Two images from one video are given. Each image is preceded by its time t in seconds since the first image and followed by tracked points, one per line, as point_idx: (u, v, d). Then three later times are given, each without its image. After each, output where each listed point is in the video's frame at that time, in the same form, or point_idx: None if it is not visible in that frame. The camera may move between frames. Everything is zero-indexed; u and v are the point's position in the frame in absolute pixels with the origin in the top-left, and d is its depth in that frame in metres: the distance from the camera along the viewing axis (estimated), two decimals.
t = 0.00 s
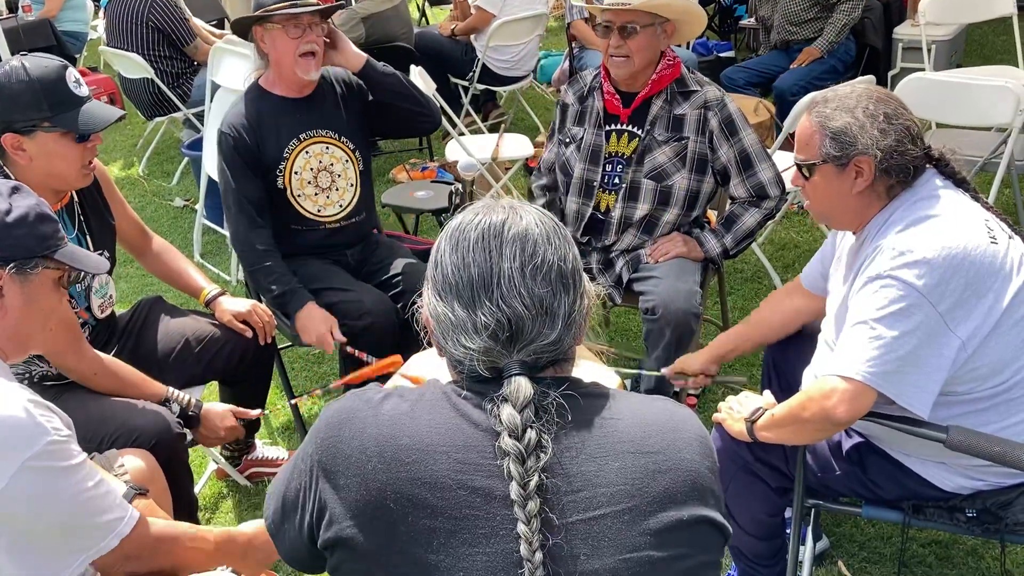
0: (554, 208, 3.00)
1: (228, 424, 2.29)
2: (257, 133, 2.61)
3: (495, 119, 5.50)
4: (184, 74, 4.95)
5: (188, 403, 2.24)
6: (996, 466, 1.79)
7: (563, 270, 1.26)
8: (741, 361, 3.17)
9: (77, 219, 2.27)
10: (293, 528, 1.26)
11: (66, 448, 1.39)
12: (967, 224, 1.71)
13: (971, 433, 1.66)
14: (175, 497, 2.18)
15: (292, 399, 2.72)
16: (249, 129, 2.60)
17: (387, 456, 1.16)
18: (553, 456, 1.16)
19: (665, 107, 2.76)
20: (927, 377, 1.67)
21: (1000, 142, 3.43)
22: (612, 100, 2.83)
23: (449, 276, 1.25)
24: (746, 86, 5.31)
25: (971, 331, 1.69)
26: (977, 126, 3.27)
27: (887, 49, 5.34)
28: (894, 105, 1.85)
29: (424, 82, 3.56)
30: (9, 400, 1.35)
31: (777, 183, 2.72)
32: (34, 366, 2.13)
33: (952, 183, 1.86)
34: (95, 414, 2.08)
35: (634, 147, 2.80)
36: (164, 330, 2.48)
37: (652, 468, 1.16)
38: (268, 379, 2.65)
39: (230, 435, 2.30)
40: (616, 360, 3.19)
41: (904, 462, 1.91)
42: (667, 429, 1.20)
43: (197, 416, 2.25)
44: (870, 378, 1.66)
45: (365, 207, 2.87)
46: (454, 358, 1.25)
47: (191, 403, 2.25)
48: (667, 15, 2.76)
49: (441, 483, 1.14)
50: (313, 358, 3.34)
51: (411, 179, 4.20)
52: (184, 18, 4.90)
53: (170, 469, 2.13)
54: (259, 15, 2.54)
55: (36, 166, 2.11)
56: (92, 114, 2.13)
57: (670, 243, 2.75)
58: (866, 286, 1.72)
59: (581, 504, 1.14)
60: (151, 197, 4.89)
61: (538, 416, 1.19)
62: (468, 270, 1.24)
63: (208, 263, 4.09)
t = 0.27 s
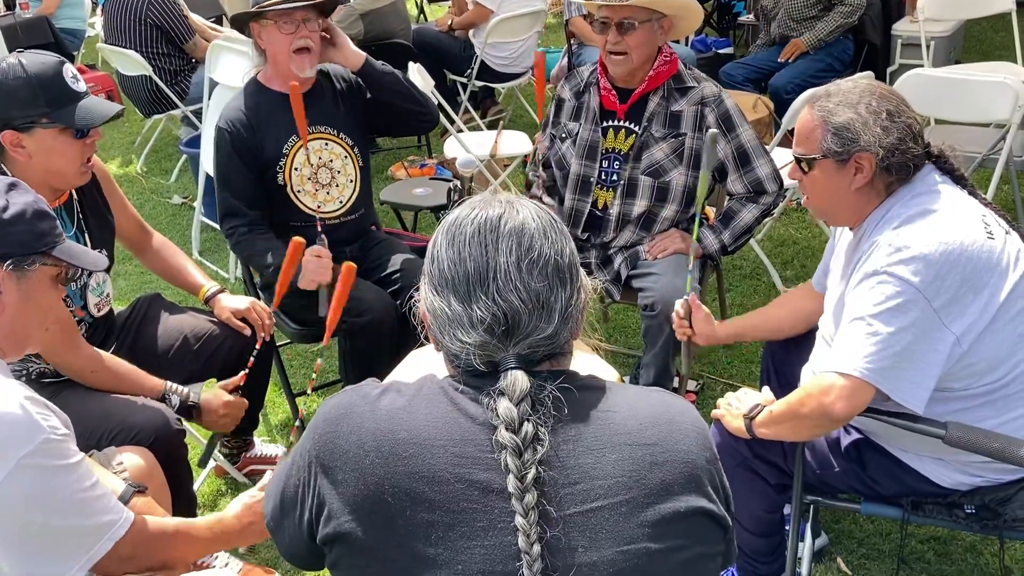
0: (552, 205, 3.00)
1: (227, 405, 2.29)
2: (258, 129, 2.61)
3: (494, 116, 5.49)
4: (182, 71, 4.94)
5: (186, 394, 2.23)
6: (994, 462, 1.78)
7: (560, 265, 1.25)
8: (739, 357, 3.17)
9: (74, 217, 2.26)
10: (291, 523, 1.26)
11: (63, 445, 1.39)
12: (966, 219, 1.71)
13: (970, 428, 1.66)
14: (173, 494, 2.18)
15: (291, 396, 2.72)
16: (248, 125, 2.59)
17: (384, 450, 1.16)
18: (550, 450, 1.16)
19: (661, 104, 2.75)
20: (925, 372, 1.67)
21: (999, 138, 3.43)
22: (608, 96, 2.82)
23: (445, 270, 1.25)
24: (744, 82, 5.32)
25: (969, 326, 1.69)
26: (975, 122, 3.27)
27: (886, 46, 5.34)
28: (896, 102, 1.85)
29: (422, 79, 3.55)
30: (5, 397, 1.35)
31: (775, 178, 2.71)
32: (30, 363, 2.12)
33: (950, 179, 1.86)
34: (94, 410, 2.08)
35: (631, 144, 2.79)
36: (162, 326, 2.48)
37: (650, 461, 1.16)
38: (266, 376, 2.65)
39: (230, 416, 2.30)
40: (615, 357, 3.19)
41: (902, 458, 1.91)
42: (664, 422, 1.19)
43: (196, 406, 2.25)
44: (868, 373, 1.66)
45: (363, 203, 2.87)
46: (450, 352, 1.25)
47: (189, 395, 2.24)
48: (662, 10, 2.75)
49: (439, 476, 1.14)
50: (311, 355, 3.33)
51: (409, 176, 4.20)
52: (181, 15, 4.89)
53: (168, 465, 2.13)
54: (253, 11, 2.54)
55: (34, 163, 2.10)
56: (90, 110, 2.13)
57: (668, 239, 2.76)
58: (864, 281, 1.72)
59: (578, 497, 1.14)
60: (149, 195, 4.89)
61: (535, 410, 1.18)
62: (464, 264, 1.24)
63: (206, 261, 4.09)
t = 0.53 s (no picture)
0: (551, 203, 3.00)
1: (222, 383, 2.30)
2: (256, 128, 2.60)
3: (492, 114, 5.50)
4: (181, 69, 4.94)
5: (182, 379, 2.25)
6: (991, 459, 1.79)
7: (558, 264, 1.26)
8: (738, 355, 3.18)
9: (74, 217, 2.26)
10: (290, 523, 1.26)
11: (61, 444, 1.39)
12: (963, 217, 1.72)
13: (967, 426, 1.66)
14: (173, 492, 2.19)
15: (290, 395, 2.72)
16: (246, 124, 2.60)
17: (382, 450, 1.16)
18: (548, 450, 1.17)
19: (659, 103, 2.75)
20: (922, 371, 1.67)
21: (997, 136, 3.43)
22: (605, 96, 2.83)
23: (443, 270, 1.25)
24: (742, 80, 5.35)
25: (966, 323, 1.69)
26: (973, 120, 3.27)
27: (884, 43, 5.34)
28: (892, 99, 1.84)
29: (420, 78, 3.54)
30: (4, 396, 1.35)
31: (773, 176, 2.71)
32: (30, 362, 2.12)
33: (950, 177, 1.87)
34: (93, 408, 2.08)
35: (629, 143, 2.80)
36: (160, 325, 2.48)
37: (647, 460, 1.17)
38: (265, 374, 2.65)
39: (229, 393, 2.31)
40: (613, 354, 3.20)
41: (899, 456, 1.92)
42: (662, 421, 1.20)
43: (194, 390, 2.26)
44: (867, 371, 1.67)
45: (361, 201, 2.87)
46: (449, 352, 1.26)
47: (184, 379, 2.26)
48: (660, 11, 2.75)
49: (437, 476, 1.14)
50: (310, 353, 3.34)
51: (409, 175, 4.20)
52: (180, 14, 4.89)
53: (167, 464, 2.13)
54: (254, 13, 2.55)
55: (36, 162, 2.10)
56: (92, 109, 2.13)
57: (667, 237, 2.75)
58: (862, 280, 1.73)
59: (575, 497, 1.15)
60: (148, 193, 4.89)
61: (532, 409, 1.19)
62: (462, 265, 1.24)
63: (206, 259, 4.09)
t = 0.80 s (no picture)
0: (553, 201, 3.00)
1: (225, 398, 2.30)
2: (257, 125, 2.60)
3: (493, 111, 5.49)
4: (182, 67, 4.93)
5: (183, 387, 2.25)
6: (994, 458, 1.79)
7: (562, 264, 1.25)
8: (739, 353, 3.18)
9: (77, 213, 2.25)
10: (293, 521, 1.26)
11: (58, 439, 1.39)
12: (968, 214, 1.71)
13: (970, 425, 1.66)
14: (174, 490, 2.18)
15: (291, 393, 2.72)
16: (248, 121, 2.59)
17: (387, 449, 1.16)
18: (553, 449, 1.16)
19: (663, 100, 2.75)
20: (926, 370, 1.67)
21: (999, 135, 3.43)
22: (609, 93, 2.82)
23: (446, 271, 1.25)
24: (743, 78, 5.34)
25: (970, 322, 1.69)
26: (976, 119, 3.26)
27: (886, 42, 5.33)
28: (907, 91, 1.84)
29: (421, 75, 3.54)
30: None
31: (776, 175, 2.71)
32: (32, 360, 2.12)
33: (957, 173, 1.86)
34: (94, 407, 2.08)
35: (632, 140, 2.79)
36: (162, 322, 2.48)
37: (653, 460, 1.17)
38: (267, 372, 2.65)
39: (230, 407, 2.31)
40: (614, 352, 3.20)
41: (902, 454, 1.92)
42: (667, 420, 1.20)
43: (194, 398, 2.25)
44: (869, 369, 1.67)
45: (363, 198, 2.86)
46: (454, 352, 1.26)
47: (187, 387, 2.26)
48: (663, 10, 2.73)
49: (442, 476, 1.14)
50: (312, 351, 3.34)
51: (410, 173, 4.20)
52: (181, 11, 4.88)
53: (168, 462, 2.13)
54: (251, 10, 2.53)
55: (36, 162, 2.09)
56: (92, 109, 2.13)
57: (669, 235, 2.75)
58: (865, 279, 1.72)
59: (581, 497, 1.14)
60: (149, 190, 4.89)
61: (537, 409, 1.19)
62: (466, 265, 1.24)
63: (206, 257, 4.09)
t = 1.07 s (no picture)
0: (554, 199, 2.99)
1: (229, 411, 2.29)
2: (257, 123, 2.60)
3: (494, 109, 5.49)
4: (183, 64, 4.93)
5: (189, 392, 2.23)
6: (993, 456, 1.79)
7: (561, 259, 1.25)
8: (740, 351, 3.18)
9: (77, 209, 2.26)
10: (294, 516, 1.26)
11: (54, 434, 1.39)
12: (968, 211, 1.71)
13: (970, 423, 1.66)
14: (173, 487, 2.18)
15: (292, 390, 2.72)
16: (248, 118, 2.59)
17: (386, 444, 1.16)
18: (552, 445, 1.16)
19: (666, 96, 2.75)
20: (926, 368, 1.67)
21: (1001, 133, 3.42)
22: (613, 89, 2.82)
23: (445, 267, 1.25)
24: (744, 76, 5.34)
25: (969, 319, 1.69)
26: (977, 117, 3.25)
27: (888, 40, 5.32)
28: (898, 89, 1.83)
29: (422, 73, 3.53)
30: None
31: (777, 173, 2.70)
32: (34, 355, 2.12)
33: (955, 169, 1.86)
34: (96, 403, 2.08)
35: (635, 136, 2.80)
36: (164, 319, 2.48)
37: (652, 456, 1.17)
38: (267, 369, 2.65)
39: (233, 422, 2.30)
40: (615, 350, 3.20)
41: (900, 451, 1.92)
42: (667, 417, 1.20)
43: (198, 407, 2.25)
44: (870, 368, 1.67)
45: (363, 195, 2.86)
46: (453, 349, 1.26)
47: (192, 393, 2.24)
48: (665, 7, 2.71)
49: (441, 472, 1.14)
50: (312, 348, 3.34)
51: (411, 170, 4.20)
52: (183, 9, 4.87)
53: (169, 458, 2.14)
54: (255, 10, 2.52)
55: (32, 157, 2.10)
56: (87, 106, 2.13)
57: (670, 233, 2.75)
58: (865, 276, 1.72)
59: (580, 493, 1.14)
60: (150, 188, 4.89)
61: (536, 405, 1.18)
62: (463, 261, 1.24)
63: (208, 254, 4.09)
